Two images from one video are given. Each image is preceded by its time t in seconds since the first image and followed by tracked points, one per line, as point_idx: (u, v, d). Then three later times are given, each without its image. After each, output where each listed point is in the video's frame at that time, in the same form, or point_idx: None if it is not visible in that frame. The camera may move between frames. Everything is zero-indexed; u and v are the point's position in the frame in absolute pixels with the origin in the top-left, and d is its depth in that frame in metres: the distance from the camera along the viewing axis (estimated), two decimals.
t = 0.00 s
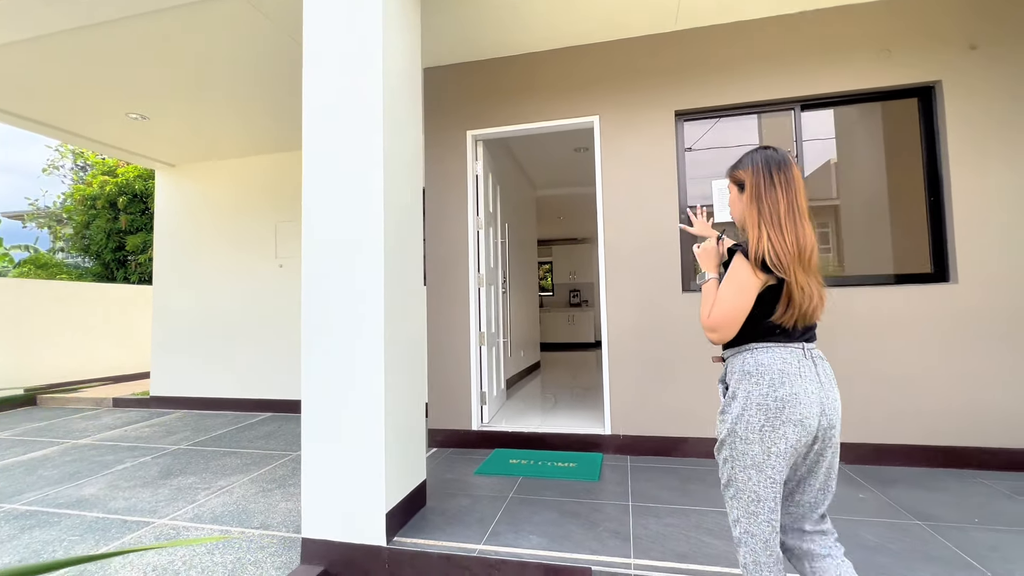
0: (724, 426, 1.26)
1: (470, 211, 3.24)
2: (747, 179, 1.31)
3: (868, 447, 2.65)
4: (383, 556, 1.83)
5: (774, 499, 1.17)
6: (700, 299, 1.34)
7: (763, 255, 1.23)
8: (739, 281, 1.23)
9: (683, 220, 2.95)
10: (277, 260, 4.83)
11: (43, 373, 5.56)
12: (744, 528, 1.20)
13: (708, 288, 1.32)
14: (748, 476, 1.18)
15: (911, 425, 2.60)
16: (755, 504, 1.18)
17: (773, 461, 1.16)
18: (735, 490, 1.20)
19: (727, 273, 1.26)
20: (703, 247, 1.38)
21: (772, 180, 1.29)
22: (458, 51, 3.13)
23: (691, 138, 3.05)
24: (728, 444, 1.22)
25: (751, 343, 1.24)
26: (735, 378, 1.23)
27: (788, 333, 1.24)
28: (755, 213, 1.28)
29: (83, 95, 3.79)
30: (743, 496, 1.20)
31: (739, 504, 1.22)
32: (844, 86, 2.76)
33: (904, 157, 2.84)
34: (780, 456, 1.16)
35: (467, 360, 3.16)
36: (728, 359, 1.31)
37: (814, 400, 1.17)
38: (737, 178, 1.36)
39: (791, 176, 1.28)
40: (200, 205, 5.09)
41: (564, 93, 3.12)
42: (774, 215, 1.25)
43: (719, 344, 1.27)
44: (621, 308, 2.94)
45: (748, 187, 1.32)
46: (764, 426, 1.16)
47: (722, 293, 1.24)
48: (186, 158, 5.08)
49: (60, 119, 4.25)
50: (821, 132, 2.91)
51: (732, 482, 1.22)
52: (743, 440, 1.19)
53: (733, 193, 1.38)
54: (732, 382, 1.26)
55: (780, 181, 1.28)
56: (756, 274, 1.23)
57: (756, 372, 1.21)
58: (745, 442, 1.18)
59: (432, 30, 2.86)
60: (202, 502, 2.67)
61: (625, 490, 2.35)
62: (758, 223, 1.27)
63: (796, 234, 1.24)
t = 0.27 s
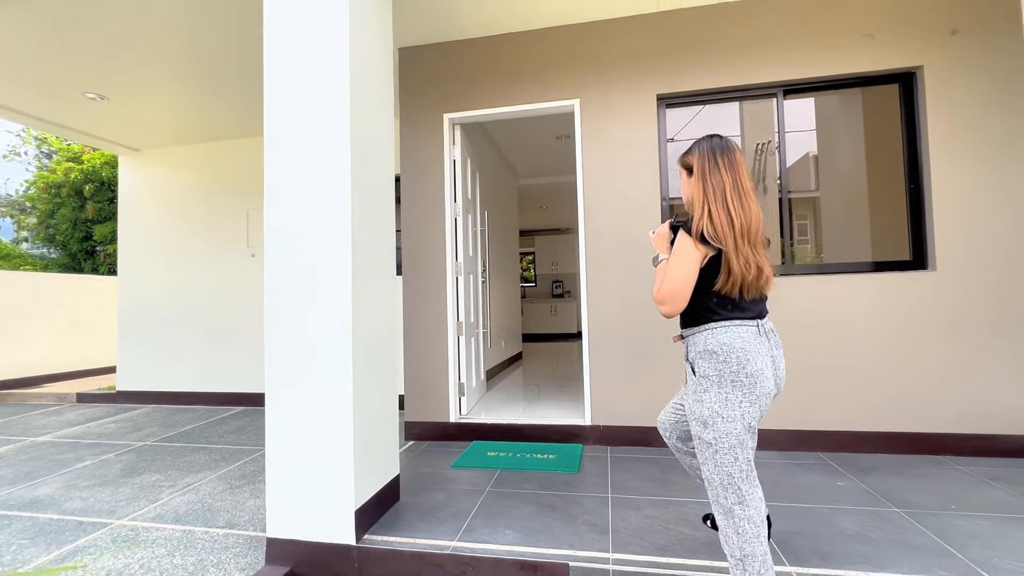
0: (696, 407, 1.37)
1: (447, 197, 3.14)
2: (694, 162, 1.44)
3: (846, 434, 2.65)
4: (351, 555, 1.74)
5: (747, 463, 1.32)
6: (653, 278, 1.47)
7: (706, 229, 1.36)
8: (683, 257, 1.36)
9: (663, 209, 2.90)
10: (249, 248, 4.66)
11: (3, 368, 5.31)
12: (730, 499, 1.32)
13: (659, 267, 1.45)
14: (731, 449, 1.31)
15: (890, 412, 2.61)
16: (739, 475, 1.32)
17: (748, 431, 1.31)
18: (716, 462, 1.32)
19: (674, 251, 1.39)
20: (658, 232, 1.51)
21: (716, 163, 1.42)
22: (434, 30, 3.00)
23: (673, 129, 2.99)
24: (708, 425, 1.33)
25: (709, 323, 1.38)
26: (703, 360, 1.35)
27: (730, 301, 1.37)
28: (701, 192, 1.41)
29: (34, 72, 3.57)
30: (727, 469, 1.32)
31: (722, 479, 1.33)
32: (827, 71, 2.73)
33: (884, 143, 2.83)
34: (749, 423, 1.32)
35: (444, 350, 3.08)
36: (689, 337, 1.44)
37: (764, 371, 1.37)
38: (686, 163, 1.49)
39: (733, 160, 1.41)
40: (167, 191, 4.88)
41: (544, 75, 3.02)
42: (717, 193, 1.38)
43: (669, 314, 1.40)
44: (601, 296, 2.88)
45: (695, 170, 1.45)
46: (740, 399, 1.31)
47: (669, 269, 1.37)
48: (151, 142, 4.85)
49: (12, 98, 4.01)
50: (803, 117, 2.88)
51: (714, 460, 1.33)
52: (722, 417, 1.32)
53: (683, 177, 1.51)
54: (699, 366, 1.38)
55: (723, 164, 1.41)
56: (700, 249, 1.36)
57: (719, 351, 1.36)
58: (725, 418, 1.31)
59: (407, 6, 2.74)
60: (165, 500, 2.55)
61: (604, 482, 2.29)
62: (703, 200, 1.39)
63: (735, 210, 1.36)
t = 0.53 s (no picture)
0: (678, 412, 1.38)
1: (436, 190, 3.00)
2: (668, 178, 1.48)
3: (853, 436, 2.53)
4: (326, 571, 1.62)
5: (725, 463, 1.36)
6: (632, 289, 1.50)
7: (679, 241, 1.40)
8: (660, 264, 1.39)
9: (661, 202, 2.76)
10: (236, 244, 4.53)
11: None
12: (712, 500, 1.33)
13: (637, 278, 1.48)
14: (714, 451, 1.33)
15: (898, 413, 2.49)
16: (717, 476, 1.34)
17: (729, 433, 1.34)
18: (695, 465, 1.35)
19: (650, 261, 1.43)
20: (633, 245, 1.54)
21: (689, 180, 1.46)
22: (421, 15, 2.87)
23: (672, 124, 2.85)
24: (690, 428, 1.34)
25: (689, 329, 1.41)
26: (683, 365, 1.38)
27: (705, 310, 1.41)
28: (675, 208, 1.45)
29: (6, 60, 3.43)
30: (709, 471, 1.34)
31: (703, 481, 1.35)
32: (832, 55, 2.60)
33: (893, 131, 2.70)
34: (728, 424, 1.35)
35: (433, 349, 2.96)
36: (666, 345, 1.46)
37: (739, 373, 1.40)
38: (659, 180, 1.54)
39: (703, 177, 1.47)
40: (152, 186, 4.75)
41: (536, 62, 2.89)
42: (690, 209, 1.42)
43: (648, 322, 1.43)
44: (596, 293, 2.76)
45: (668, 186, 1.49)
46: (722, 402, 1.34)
47: (647, 279, 1.40)
48: (134, 135, 4.70)
49: None
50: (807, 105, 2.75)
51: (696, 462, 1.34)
52: (703, 420, 1.34)
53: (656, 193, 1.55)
54: (680, 371, 1.40)
55: (694, 181, 1.46)
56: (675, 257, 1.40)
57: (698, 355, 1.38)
58: (706, 421, 1.33)
59: None
60: (139, 509, 2.43)
61: (598, 489, 2.17)
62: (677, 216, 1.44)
63: (708, 226, 1.42)
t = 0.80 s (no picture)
0: (672, 369, 1.42)
1: (427, 185, 2.88)
2: (650, 158, 1.54)
3: (866, 443, 2.40)
4: None
5: (720, 418, 1.40)
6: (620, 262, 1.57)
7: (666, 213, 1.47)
8: (645, 233, 1.47)
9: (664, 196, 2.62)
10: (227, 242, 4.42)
11: None
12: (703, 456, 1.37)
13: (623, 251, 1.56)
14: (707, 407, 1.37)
15: (913, 420, 2.35)
16: (711, 429, 1.39)
17: (720, 391, 1.39)
18: (692, 419, 1.39)
19: (636, 233, 1.50)
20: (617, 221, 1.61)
21: (670, 157, 1.53)
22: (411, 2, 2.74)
23: (674, 120, 2.72)
24: (686, 384, 1.39)
25: (680, 292, 1.46)
26: (680, 324, 1.43)
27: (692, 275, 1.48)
28: (656, 184, 1.52)
29: None
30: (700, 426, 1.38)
31: (694, 437, 1.38)
32: (844, 41, 2.46)
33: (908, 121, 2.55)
34: (723, 380, 1.40)
35: (425, 351, 2.84)
36: (659, 308, 1.52)
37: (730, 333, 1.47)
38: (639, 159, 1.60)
39: (681, 156, 1.53)
40: (143, 183, 4.65)
41: (532, 51, 2.76)
42: (672, 184, 1.49)
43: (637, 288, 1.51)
44: (594, 293, 2.63)
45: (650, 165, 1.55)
46: (717, 359, 1.39)
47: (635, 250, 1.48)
48: (123, 131, 4.60)
49: None
50: (817, 94, 2.61)
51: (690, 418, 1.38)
52: (697, 376, 1.39)
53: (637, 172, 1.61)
54: (676, 331, 1.45)
55: (673, 159, 1.53)
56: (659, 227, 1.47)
57: (694, 314, 1.43)
58: (700, 377, 1.38)
59: None
60: (114, 518, 2.32)
61: (595, 501, 2.05)
62: (660, 191, 1.50)
63: (689, 199, 1.49)
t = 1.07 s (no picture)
0: (693, 356, 1.41)
1: (417, 180, 2.75)
2: (665, 133, 1.49)
3: (878, 453, 2.27)
4: None
5: (734, 401, 1.44)
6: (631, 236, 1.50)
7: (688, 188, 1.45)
8: (671, 208, 1.43)
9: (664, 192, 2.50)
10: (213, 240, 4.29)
11: None
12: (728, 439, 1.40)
13: (637, 225, 1.49)
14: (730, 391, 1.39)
15: (927, 429, 2.23)
16: (727, 413, 1.42)
17: (735, 374, 1.43)
18: (715, 405, 1.40)
19: (658, 206, 1.44)
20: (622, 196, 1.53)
21: (684, 133, 1.51)
22: None
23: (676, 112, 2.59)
24: (709, 370, 1.39)
25: (699, 276, 1.44)
26: (698, 309, 1.43)
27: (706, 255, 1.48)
28: (673, 161, 1.49)
29: None
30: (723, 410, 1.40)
31: (715, 422, 1.40)
32: (855, 28, 2.33)
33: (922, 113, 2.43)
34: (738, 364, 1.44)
35: (414, 354, 2.71)
36: (673, 290, 1.46)
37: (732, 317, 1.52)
38: (649, 133, 1.55)
39: (695, 134, 1.52)
40: (127, 180, 4.51)
41: (526, 39, 2.62)
42: (690, 162, 1.48)
43: (656, 263, 1.45)
44: (591, 293, 2.51)
45: (664, 140, 1.51)
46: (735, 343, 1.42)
47: (658, 224, 1.42)
48: (106, 125, 4.46)
49: None
50: (825, 85, 2.49)
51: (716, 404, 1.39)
52: (717, 361, 1.41)
53: (645, 146, 1.56)
54: (694, 317, 1.43)
55: (688, 136, 1.51)
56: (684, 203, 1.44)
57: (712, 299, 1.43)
58: (722, 362, 1.40)
59: None
60: (81, 532, 2.18)
61: (592, 515, 1.92)
62: (678, 169, 1.48)
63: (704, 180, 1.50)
